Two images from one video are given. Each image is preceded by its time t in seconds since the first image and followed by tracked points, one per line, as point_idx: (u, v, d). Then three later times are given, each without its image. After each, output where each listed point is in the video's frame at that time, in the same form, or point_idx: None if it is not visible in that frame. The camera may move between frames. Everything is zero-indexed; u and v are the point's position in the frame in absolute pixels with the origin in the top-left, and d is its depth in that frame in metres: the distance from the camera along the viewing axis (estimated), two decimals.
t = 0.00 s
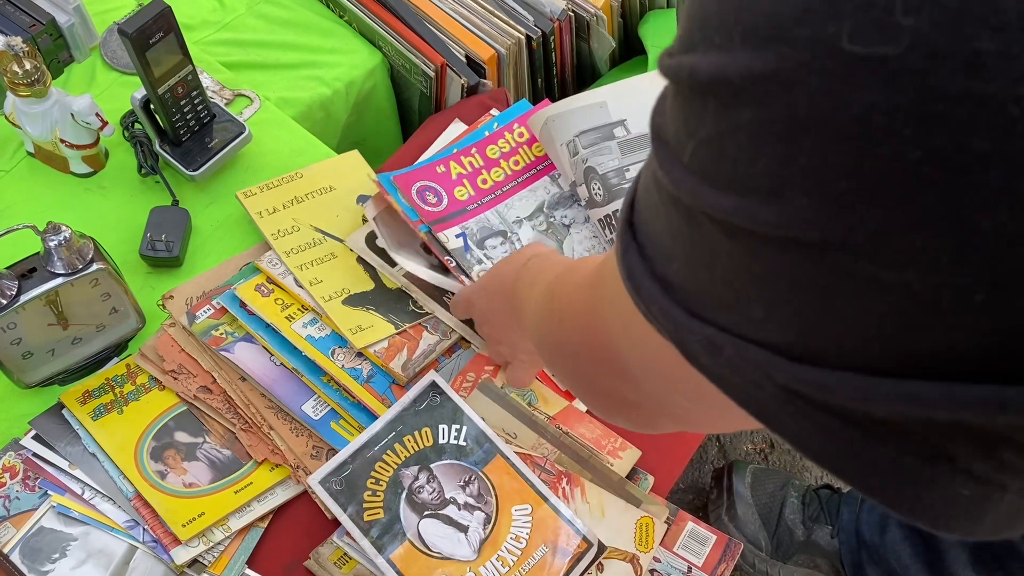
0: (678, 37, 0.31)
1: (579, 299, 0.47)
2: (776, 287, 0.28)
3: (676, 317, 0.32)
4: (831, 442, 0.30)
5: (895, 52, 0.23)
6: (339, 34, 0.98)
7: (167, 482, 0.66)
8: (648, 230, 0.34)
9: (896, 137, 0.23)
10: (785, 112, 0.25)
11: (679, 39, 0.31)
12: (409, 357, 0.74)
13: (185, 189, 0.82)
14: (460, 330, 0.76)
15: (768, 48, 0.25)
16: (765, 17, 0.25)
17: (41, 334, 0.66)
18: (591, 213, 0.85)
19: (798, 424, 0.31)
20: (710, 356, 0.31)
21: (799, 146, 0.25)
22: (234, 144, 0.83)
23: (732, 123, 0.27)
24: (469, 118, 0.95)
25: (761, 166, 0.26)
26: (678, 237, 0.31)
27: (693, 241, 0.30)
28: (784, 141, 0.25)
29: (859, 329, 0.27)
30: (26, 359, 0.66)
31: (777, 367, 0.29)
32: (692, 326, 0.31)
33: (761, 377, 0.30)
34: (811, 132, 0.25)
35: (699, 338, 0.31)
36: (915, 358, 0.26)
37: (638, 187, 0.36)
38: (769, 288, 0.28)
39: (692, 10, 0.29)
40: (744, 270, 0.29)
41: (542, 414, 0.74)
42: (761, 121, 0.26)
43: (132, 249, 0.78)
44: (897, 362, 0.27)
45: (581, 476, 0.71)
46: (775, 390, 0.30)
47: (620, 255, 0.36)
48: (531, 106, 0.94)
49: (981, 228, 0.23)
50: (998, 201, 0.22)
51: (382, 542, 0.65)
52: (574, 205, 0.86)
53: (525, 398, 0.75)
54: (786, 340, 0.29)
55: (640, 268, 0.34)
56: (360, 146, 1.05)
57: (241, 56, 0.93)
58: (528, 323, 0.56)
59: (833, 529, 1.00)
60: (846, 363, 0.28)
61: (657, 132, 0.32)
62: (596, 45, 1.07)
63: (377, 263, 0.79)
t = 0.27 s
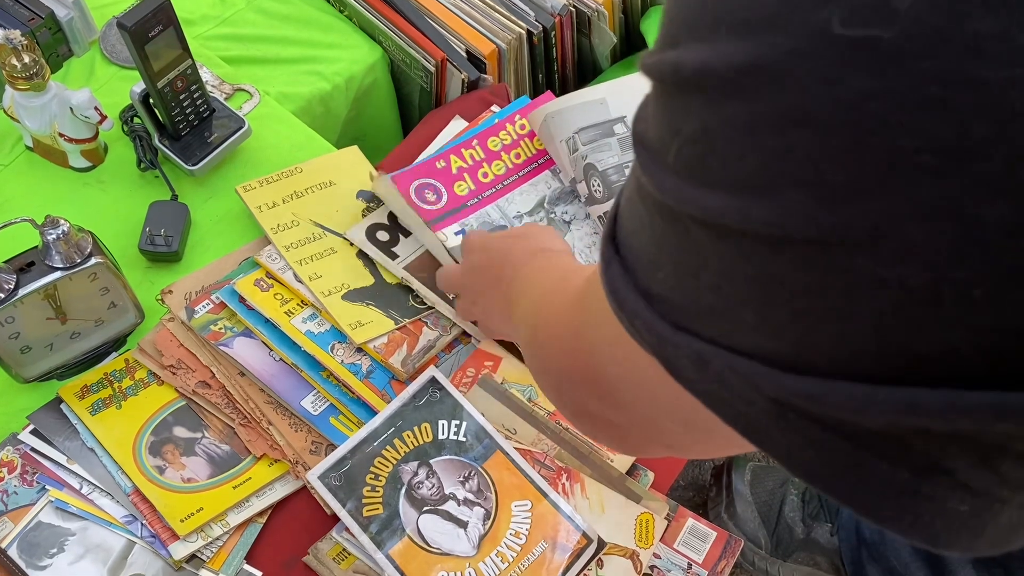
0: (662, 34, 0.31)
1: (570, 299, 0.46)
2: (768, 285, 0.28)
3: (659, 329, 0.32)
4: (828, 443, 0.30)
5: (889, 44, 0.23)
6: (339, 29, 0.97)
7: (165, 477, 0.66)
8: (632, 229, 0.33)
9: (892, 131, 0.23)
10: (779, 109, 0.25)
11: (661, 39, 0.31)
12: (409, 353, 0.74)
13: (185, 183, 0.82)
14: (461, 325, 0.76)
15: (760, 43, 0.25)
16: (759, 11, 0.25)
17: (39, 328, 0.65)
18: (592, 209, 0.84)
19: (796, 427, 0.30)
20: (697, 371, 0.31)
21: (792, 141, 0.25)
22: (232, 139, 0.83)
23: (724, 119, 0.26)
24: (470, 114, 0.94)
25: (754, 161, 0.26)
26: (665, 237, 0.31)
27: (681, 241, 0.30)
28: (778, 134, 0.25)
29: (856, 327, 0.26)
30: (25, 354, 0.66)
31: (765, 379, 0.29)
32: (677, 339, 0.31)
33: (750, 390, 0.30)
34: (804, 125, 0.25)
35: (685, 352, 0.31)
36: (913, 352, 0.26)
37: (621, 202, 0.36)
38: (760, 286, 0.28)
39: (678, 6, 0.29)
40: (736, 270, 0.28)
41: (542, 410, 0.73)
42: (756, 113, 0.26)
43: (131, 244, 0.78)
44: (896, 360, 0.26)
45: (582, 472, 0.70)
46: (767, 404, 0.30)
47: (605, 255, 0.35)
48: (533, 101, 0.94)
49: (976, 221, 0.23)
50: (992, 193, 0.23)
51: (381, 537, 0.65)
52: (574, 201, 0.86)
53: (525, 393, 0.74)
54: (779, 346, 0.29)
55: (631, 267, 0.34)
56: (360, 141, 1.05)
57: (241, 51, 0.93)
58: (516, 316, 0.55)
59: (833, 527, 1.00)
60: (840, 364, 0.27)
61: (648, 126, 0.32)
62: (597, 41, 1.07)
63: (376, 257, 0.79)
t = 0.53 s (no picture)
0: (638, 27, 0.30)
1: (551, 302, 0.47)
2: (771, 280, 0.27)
3: (639, 315, 0.31)
4: (819, 434, 0.29)
5: (860, 40, 0.23)
6: (341, 24, 0.97)
7: (165, 473, 0.66)
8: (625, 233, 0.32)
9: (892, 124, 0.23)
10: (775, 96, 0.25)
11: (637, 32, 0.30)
12: (410, 348, 0.74)
13: (185, 178, 0.82)
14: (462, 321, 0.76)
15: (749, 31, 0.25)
16: None
17: (39, 323, 0.65)
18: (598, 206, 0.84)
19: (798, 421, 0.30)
20: (674, 356, 0.31)
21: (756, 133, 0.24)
22: (234, 133, 0.83)
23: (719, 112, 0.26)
24: (472, 109, 0.94)
25: (728, 147, 0.25)
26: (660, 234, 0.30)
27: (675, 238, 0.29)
28: (743, 126, 0.25)
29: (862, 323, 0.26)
30: (24, 349, 0.66)
31: (739, 365, 0.29)
32: (656, 325, 0.31)
33: (722, 375, 0.29)
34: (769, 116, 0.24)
35: (664, 336, 0.31)
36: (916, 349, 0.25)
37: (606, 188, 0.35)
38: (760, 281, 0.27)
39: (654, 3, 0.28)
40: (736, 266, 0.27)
41: (543, 406, 0.73)
42: (721, 106, 0.25)
43: (131, 239, 0.78)
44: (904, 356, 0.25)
45: (583, 469, 0.70)
46: (739, 390, 0.29)
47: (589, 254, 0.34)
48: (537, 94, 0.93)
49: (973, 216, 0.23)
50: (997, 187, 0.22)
51: (381, 533, 0.65)
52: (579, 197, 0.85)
53: (526, 389, 0.74)
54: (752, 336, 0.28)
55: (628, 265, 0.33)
56: (362, 136, 1.05)
57: (242, 46, 0.93)
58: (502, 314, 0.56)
59: (834, 525, 1.00)
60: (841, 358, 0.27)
61: (624, 114, 0.31)
62: (599, 37, 1.07)
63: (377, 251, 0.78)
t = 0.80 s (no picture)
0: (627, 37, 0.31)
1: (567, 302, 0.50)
2: (770, 275, 0.27)
3: (641, 327, 0.33)
4: (806, 438, 0.30)
5: (824, 58, 0.24)
6: (343, 21, 0.97)
7: (167, 470, 0.66)
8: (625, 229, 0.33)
9: (883, 124, 0.24)
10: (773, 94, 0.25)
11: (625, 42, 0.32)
12: (413, 346, 0.74)
13: (187, 175, 0.82)
14: (464, 319, 0.76)
15: (749, 32, 0.25)
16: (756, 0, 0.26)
17: (42, 320, 0.65)
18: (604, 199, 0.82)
19: (798, 415, 0.30)
20: (673, 366, 0.32)
21: (734, 147, 0.26)
22: (236, 130, 0.82)
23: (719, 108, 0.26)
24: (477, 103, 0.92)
25: (711, 162, 0.27)
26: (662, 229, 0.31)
27: (676, 233, 0.30)
28: (721, 141, 0.26)
29: (859, 318, 0.26)
30: (27, 345, 0.66)
31: (733, 375, 0.30)
32: (656, 335, 0.32)
33: (720, 386, 0.31)
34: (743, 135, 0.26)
35: (662, 347, 0.32)
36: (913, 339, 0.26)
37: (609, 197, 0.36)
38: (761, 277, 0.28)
39: (647, 5, 0.30)
40: (736, 262, 0.28)
41: (546, 404, 0.73)
42: (701, 123, 0.27)
43: (133, 236, 0.78)
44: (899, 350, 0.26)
45: (586, 467, 0.70)
46: (733, 399, 0.31)
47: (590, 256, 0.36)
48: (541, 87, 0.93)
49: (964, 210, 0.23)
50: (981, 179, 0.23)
51: (383, 531, 0.64)
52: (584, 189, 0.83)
53: (529, 386, 0.74)
54: (738, 342, 0.30)
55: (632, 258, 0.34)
56: (364, 133, 1.04)
57: (244, 43, 0.92)
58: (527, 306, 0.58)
59: (834, 524, 1.01)
60: (839, 352, 0.27)
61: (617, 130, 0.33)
62: (602, 35, 1.07)
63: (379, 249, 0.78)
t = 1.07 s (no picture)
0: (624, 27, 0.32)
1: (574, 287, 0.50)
2: (767, 264, 0.27)
3: (638, 311, 0.33)
4: (804, 430, 0.30)
5: (812, 40, 0.24)
6: (345, 18, 0.97)
7: (167, 466, 0.66)
8: (625, 221, 0.34)
9: (880, 116, 0.24)
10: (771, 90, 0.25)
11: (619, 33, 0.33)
12: (413, 343, 0.74)
13: (188, 172, 0.82)
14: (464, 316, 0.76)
15: (749, 26, 0.25)
16: None
17: (41, 317, 0.65)
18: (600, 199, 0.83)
19: (797, 411, 0.30)
20: (667, 350, 0.32)
21: (724, 128, 0.26)
22: (236, 127, 0.82)
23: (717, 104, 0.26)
24: (474, 104, 0.93)
25: (702, 143, 0.27)
26: (662, 224, 0.31)
27: (674, 218, 0.29)
28: (712, 123, 0.26)
29: (851, 303, 0.26)
30: (27, 341, 0.66)
31: (726, 358, 0.30)
32: (652, 321, 0.32)
33: (714, 371, 0.31)
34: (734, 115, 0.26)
35: (659, 333, 0.32)
36: (913, 334, 0.26)
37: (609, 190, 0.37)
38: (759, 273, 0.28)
39: None
40: (734, 250, 0.28)
41: (547, 401, 0.73)
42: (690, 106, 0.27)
43: (133, 232, 0.78)
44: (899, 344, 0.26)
45: (586, 464, 0.70)
46: (726, 383, 0.31)
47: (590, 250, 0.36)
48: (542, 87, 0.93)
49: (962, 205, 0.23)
50: (981, 173, 0.23)
51: (383, 528, 0.64)
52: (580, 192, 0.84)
53: (529, 384, 0.74)
54: (731, 325, 0.29)
55: (631, 253, 0.34)
56: (365, 129, 1.04)
57: (245, 39, 0.92)
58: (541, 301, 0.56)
59: (835, 522, 1.01)
60: (837, 347, 0.27)
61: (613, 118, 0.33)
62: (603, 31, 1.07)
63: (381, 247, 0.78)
